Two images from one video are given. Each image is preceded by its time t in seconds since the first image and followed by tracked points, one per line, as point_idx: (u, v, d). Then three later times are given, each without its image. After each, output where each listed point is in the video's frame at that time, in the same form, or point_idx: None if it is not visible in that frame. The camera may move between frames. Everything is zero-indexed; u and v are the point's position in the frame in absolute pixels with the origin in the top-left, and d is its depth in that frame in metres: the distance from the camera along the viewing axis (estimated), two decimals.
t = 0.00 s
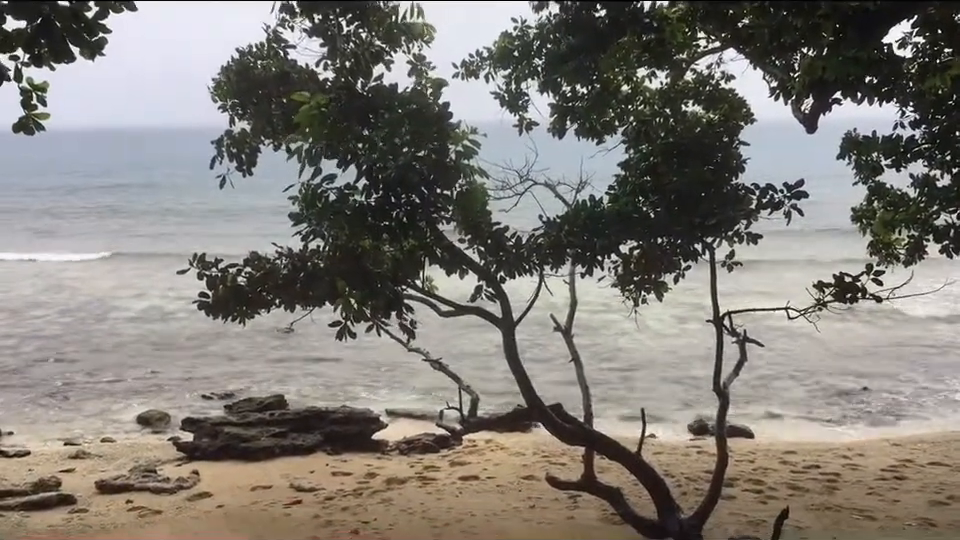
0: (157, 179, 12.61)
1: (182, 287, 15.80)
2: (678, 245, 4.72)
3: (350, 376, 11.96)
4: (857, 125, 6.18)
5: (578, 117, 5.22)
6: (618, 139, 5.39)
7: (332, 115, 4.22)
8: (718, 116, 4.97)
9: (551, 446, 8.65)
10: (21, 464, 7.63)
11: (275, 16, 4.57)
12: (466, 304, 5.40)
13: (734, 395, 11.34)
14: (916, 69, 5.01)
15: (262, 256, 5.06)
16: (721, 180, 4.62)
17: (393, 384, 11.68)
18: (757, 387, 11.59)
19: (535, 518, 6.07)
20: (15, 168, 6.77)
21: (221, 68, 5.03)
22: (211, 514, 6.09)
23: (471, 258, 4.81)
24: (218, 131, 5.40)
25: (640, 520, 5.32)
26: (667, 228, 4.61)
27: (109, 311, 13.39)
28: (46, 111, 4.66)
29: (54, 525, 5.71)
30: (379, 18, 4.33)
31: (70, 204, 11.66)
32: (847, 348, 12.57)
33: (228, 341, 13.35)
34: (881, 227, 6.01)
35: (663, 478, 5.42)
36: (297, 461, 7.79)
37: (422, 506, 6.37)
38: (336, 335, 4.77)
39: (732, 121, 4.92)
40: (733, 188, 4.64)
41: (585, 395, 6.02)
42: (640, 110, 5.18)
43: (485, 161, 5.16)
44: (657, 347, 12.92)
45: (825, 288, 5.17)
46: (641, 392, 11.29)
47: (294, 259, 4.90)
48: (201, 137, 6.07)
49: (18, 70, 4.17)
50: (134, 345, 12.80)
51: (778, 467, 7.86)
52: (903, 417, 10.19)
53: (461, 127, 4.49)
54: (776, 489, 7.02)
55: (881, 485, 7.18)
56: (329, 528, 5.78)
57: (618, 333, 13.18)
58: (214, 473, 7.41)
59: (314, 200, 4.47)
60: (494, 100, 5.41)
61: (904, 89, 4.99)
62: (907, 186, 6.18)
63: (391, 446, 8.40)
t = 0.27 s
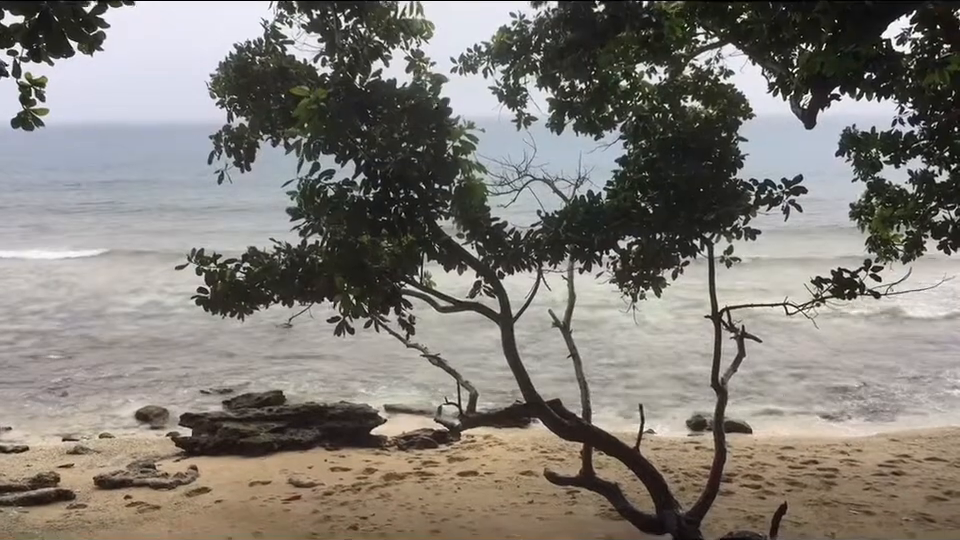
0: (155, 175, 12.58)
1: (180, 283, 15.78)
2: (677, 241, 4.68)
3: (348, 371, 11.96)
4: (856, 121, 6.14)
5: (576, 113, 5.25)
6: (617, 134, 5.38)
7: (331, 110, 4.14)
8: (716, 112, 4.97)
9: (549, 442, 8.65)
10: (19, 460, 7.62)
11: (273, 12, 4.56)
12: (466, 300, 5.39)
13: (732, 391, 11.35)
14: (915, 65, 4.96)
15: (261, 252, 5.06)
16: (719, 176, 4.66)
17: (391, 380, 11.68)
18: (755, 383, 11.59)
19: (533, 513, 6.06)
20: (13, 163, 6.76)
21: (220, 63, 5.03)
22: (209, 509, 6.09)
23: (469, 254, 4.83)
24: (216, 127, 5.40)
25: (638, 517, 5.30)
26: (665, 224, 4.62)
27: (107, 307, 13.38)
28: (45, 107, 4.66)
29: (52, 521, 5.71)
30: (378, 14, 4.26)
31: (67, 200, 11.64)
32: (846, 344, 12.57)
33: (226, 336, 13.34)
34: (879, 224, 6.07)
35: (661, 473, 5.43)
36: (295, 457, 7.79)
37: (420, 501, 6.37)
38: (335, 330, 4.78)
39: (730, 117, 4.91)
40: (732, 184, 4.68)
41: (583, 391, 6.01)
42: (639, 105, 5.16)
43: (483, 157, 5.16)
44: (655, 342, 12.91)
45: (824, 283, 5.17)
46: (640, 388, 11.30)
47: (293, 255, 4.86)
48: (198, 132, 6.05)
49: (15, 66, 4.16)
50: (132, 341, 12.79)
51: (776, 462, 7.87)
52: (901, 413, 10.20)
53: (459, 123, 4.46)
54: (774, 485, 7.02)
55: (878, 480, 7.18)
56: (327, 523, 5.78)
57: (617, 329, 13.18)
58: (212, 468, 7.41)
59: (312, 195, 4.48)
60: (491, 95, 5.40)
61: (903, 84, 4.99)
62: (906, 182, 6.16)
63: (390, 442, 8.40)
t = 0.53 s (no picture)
0: (154, 173, 12.56)
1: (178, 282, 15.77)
2: (675, 240, 4.69)
3: (346, 370, 11.96)
4: (854, 120, 6.13)
5: (574, 112, 5.25)
6: (615, 133, 5.37)
7: (329, 108, 4.18)
8: (715, 111, 4.96)
9: (548, 441, 8.65)
10: (18, 459, 7.62)
11: (272, 11, 4.55)
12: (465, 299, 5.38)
13: (731, 389, 11.36)
14: (913, 64, 4.96)
15: (259, 251, 5.04)
16: (717, 175, 4.66)
17: (389, 379, 11.68)
18: (753, 381, 11.61)
19: (531, 512, 6.07)
20: (12, 162, 6.76)
21: (218, 63, 5.03)
22: (208, 509, 6.09)
23: (468, 253, 4.81)
24: (215, 127, 5.39)
25: (636, 516, 5.30)
26: (663, 222, 4.64)
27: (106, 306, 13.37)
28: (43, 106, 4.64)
29: (51, 520, 5.71)
30: (376, 13, 4.35)
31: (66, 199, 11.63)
32: (844, 342, 12.58)
33: (225, 335, 13.34)
34: (877, 223, 6.05)
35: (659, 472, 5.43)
36: (294, 456, 7.79)
37: (419, 500, 6.37)
38: (333, 329, 4.77)
39: (729, 116, 4.91)
40: (730, 183, 4.66)
41: (582, 389, 6.02)
42: (638, 104, 5.15)
43: (481, 157, 5.17)
44: (653, 341, 12.92)
45: (822, 282, 5.15)
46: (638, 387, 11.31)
47: (291, 253, 4.89)
48: (197, 131, 6.04)
49: (14, 64, 4.15)
50: (131, 340, 12.77)
51: (774, 461, 7.87)
52: (899, 412, 10.20)
53: (458, 122, 4.52)
54: (772, 484, 7.03)
55: (876, 479, 7.19)
56: (325, 522, 5.78)
57: (615, 328, 13.19)
58: (211, 467, 7.40)
59: (310, 194, 4.48)
60: (490, 94, 5.40)
61: (900, 84, 4.99)
62: (905, 182, 6.16)
63: (388, 441, 8.40)
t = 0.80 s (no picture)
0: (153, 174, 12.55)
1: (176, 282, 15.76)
2: (674, 240, 4.71)
3: (344, 371, 11.95)
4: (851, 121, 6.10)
5: (571, 113, 5.26)
6: (613, 134, 5.36)
7: (327, 109, 4.14)
8: (713, 112, 4.97)
9: (546, 441, 8.65)
10: (15, 460, 7.61)
11: (270, 11, 4.55)
12: (462, 299, 5.39)
13: (729, 390, 11.36)
14: (911, 64, 5.00)
15: (257, 252, 5.06)
16: (716, 175, 4.66)
17: (387, 379, 11.67)
18: (751, 382, 11.61)
19: (529, 512, 6.07)
20: (9, 162, 6.76)
21: (217, 63, 5.02)
22: (206, 509, 6.09)
23: (466, 253, 4.81)
24: (213, 127, 5.39)
25: (634, 516, 5.31)
26: (661, 222, 4.64)
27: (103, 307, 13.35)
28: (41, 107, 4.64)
29: (48, 521, 5.70)
30: (374, 14, 4.32)
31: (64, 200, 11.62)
32: (841, 343, 12.59)
33: (223, 336, 13.33)
34: (875, 223, 6.07)
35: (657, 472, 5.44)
36: (292, 457, 7.78)
37: (417, 501, 6.37)
38: (331, 330, 4.78)
39: (727, 116, 4.93)
40: (729, 183, 4.66)
41: (580, 390, 6.02)
42: (636, 106, 5.14)
43: (479, 157, 5.18)
44: (652, 342, 12.92)
45: (819, 282, 5.15)
46: (636, 387, 11.31)
47: (289, 254, 4.88)
48: (195, 131, 6.04)
49: (12, 65, 4.15)
50: (128, 341, 12.76)
51: (772, 461, 7.88)
52: (898, 412, 10.21)
53: (456, 122, 4.51)
54: (770, 484, 7.03)
55: (874, 479, 7.19)
56: (324, 522, 5.78)
57: (613, 328, 13.19)
58: (209, 468, 7.40)
59: (309, 194, 4.51)
60: (487, 95, 5.40)
61: (898, 85, 4.99)
62: (902, 182, 6.18)
63: (386, 442, 8.40)
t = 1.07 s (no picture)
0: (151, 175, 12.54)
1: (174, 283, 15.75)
2: (672, 242, 4.72)
3: (342, 372, 11.95)
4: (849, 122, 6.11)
5: (570, 115, 5.22)
6: (611, 137, 5.37)
7: (323, 111, 4.14)
8: (711, 114, 4.98)
9: (544, 442, 8.65)
10: (13, 461, 7.60)
11: (270, 13, 4.56)
12: (459, 301, 5.40)
13: (727, 391, 11.37)
14: (909, 66, 5.00)
15: (255, 253, 5.08)
16: (714, 177, 4.66)
17: (386, 381, 11.67)
18: (749, 383, 11.62)
19: (527, 514, 6.07)
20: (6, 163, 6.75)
21: (215, 64, 5.03)
22: (204, 510, 6.08)
23: (464, 255, 4.80)
24: (211, 128, 5.38)
25: (632, 517, 5.31)
26: (660, 223, 4.65)
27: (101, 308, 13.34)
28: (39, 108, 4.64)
29: (46, 522, 5.70)
30: (373, 16, 4.36)
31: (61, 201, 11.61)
32: (839, 344, 12.60)
33: (221, 337, 13.33)
34: (874, 224, 6.09)
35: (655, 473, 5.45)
36: (290, 458, 7.78)
37: (415, 502, 6.37)
38: (329, 331, 4.78)
39: (724, 118, 4.94)
40: (727, 185, 4.66)
41: (578, 391, 6.03)
42: (634, 107, 5.15)
43: (478, 159, 5.19)
44: (650, 343, 12.92)
45: (818, 284, 5.17)
46: (634, 389, 11.32)
47: (287, 256, 4.90)
48: (193, 132, 6.05)
49: (9, 65, 4.14)
50: (126, 342, 12.75)
51: (770, 463, 7.88)
52: (895, 413, 10.22)
53: (454, 123, 4.53)
54: (768, 485, 7.04)
55: (872, 480, 7.20)
56: (322, 524, 5.78)
57: (612, 330, 13.19)
58: (207, 469, 7.39)
59: (307, 196, 4.49)
60: (485, 97, 5.41)
61: (896, 86, 4.99)
62: (901, 183, 6.19)
63: (385, 443, 8.40)
